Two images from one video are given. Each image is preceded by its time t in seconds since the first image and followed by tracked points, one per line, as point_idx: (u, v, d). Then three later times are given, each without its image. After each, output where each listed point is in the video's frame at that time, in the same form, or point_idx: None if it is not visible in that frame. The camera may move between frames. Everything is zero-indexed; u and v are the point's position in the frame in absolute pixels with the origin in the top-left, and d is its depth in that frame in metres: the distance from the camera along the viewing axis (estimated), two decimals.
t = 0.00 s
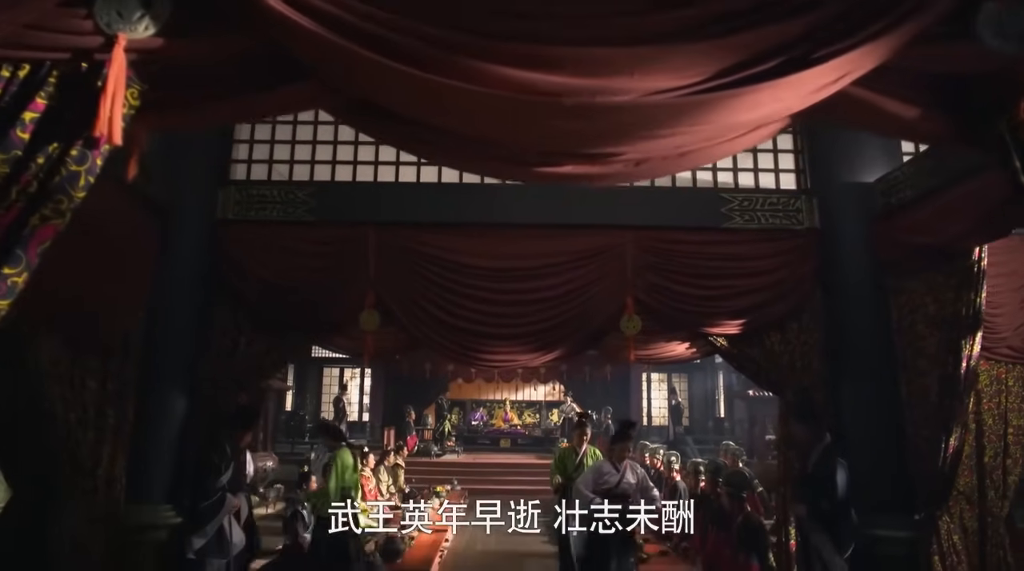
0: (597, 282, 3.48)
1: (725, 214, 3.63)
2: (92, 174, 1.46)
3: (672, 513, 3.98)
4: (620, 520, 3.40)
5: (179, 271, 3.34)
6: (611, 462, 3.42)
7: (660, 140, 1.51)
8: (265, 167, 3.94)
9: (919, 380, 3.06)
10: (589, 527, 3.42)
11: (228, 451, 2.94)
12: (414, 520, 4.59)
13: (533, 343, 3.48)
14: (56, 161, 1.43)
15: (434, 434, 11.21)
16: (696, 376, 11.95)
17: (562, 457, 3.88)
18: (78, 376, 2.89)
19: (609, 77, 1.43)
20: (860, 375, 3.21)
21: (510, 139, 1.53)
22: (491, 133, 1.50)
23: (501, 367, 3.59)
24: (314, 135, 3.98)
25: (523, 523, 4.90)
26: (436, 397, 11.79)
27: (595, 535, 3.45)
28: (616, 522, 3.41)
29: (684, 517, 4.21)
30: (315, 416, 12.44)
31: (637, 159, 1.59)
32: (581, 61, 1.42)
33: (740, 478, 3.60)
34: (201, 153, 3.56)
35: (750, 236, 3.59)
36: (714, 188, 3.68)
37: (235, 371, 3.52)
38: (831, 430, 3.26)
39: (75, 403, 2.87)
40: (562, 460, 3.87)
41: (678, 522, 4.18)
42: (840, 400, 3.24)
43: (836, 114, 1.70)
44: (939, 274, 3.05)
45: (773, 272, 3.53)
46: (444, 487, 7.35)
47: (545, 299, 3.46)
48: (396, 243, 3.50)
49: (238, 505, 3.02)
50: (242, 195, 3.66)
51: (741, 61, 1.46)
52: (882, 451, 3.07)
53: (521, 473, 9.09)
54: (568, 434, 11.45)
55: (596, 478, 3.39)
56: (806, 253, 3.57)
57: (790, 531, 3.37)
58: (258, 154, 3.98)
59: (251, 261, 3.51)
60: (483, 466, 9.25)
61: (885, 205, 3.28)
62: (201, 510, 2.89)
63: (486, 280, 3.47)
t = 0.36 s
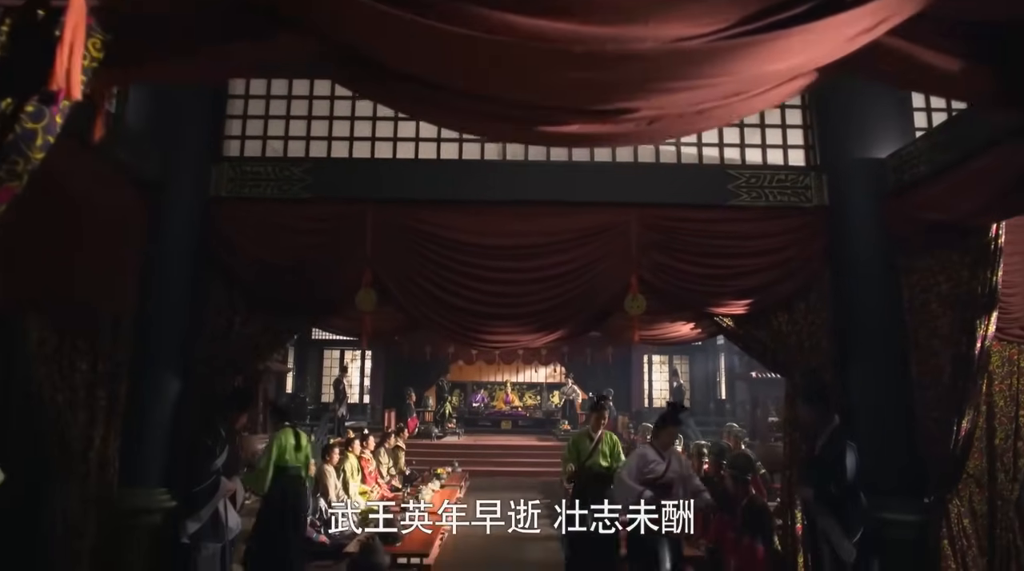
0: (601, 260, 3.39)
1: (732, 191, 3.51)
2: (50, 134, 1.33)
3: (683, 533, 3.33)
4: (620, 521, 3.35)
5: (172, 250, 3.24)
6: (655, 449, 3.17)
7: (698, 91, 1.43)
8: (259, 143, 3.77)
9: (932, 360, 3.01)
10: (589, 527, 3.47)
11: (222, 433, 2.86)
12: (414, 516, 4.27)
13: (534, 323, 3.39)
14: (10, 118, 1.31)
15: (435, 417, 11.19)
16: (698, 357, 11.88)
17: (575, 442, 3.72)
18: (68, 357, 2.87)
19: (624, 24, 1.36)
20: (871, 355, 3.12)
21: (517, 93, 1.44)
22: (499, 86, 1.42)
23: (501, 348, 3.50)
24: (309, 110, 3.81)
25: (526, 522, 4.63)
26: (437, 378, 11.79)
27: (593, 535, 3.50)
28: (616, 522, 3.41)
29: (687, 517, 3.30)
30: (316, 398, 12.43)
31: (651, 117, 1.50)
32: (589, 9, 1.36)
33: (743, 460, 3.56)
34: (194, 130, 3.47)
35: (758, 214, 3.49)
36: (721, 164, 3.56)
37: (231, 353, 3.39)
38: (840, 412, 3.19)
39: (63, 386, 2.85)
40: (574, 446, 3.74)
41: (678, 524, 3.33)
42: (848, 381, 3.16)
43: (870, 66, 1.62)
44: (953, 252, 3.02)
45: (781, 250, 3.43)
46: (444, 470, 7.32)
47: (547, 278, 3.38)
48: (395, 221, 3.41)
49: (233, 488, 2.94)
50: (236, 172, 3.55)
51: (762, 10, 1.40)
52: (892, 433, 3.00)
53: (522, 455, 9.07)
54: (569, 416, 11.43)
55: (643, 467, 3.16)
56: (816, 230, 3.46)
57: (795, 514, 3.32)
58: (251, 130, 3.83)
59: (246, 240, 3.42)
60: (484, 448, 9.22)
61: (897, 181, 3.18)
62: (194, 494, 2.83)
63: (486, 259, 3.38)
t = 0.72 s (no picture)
0: (604, 242, 3.29)
1: (739, 170, 3.40)
2: None
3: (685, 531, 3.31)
4: (621, 519, 3.25)
5: (162, 232, 3.16)
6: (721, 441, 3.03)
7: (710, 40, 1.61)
8: (252, 121, 3.66)
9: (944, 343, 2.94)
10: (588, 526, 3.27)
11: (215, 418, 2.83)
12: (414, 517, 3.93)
13: (535, 306, 3.30)
14: None
15: (434, 401, 11.15)
16: (698, 341, 11.85)
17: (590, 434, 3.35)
18: (54, 343, 2.73)
19: None
20: (881, 339, 3.02)
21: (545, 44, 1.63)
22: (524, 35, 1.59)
23: (501, 331, 3.42)
24: (303, 86, 3.67)
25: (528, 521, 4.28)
26: (437, 362, 11.78)
27: (595, 536, 3.29)
28: (616, 522, 3.26)
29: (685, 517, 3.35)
30: (316, 382, 12.40)
31: (664, 73, 1.70)
32: None
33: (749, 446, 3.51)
34: (185, 105, 3.34)
35: (766, 194, 3.39)
36: (728, 142, 3.45)
37: (224, 339, 3.35)
38: (849, 398, 3.11)
39: (50, 370, 2.72)
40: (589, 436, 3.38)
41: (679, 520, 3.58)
42: (856, 366, 3.08)
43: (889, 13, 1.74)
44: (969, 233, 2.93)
45: (789, 231, 3.33)
46: (444, 454, 7.27)
47: (548, 260, 3.28)
48: (392, 200, 3.32)
49: (228, 475, 2.86)
50: (228, 150, 3.44)
51: None
52: (902, 419, 2.91)
53: (522, 439, 9.03)
54: (569, 401, 11.39)
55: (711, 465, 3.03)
56: (825, 211, 3.36)
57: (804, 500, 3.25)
58: (244, 106, 3.71)
59: (238, 220, 3.32)
60: (483, 433, 9.20)
61: (910, 159, 3.08)
62: (186, 481, 2.75)
63: (485, 240, 3.29)
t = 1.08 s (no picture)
0: (607, 225, 3.20)
1: (747, 151, 3.29)
2: None
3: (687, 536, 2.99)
4: (621, 519, 2.96)
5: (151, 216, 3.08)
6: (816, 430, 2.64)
7: None
8: (244, 100, 3.52)
9: (953, 329, 2.82)
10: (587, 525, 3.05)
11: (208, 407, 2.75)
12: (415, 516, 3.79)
13: (537, 291, 3.21)
14: None
15: (434, 388, 11.08)
16: (699, 328, 11.76)
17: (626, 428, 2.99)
18: (40, 328, 2.55)
19: None
20: (893, 325, 2.95)
21: None
22: None
23: (501, 316, 3.32)
24: (296, 64, 3.55)
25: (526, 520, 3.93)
26: (437, 349, 11.72)
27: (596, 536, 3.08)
28: (616, 522, 2.99)
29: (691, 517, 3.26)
30: (315, 369, 12.34)
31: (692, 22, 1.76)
32: None
33: (755, 433, 3.40)
34: (175, 83, 3.23)
35: (774, 175, 3.28)
36: (736, 122, 3.33)
37: (216, 323, 3.26)
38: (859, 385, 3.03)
39: (38, 356, 2.55)
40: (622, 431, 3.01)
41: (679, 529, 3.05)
42: (867, 352, 3.00)
43: None
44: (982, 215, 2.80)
45: (798, 214, 3.24)
46: (444, 441, 7.21)
47: (550, 243, 3.18)
48: (388, 182, 3.21)
49: (219, 464, 2.78)
50: (220, 130, 3.32)
51: None
52: (914, 407, 2.86)
53: (522, 426, 8.96)
54: (569, 387, 11.33)
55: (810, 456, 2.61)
56: (835, 193, 3.26)
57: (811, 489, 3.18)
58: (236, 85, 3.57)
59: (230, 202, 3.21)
60: (483, 420, 9.14)
61: (926, 139, 2.97)
62: (176, 471, 2.67)
63: (485, 223, 3.19)
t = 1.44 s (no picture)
0: (611, 210, 3.09)
1: (755, 133, 3.18)
2: None
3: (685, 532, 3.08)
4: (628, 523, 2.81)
5: (141, 202, 2.98)
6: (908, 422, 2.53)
7: None
8: (236, 81, 3.39)
9: (970, 318, 2.72)
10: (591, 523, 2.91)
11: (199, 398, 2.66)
12: (415, 515, 3.71)
13: (539, 278, 3.11)
14: None
15: (434, 377, 11.03)
16: (700, 317, 11.73)
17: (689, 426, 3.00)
18: (24, 318, 2.47)
19: None
20: (906, 313, 2.85)
21: None
22: None
23: (502, 305, 3.23)
24: (290, 44, 3.40)
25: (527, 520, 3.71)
26: (437, 338, 11.65)
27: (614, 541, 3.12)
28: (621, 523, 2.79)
29: (692, 517, 3.09)
30: (315, 358, 12.28)
31: None
32: None
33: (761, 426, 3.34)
34: (165, 64, 3.12)
35: (783, 159, 3.17)
36: (744, 103, 3.22)
37: (209, 311, 3.17)
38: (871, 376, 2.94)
39: (20, 346, 2.46)
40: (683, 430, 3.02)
41: (678, 523, 3.15)
42: (880, 343, 2.91)
43: None
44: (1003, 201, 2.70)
45: (809, 198, 3.13)
46: (444, 431, 7.13)
47: (552, 230, 3.08)
48: (384, 166, 3.11)
49: (211, 457, 2.69)
50: (211, 113, 3.21)
51: None
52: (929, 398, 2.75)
53: (522, 416, 8.89)
54: (569, 374, 11.16)
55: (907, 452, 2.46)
56: (846, 177, 3.15)
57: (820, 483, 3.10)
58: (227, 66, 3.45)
59: (221, 187, 3.11)
60: (483, 408, 9.08)
61: (943, 121, 2.86)
62: (167, 465, 2.59)
63: (484, 209, 3.09)
